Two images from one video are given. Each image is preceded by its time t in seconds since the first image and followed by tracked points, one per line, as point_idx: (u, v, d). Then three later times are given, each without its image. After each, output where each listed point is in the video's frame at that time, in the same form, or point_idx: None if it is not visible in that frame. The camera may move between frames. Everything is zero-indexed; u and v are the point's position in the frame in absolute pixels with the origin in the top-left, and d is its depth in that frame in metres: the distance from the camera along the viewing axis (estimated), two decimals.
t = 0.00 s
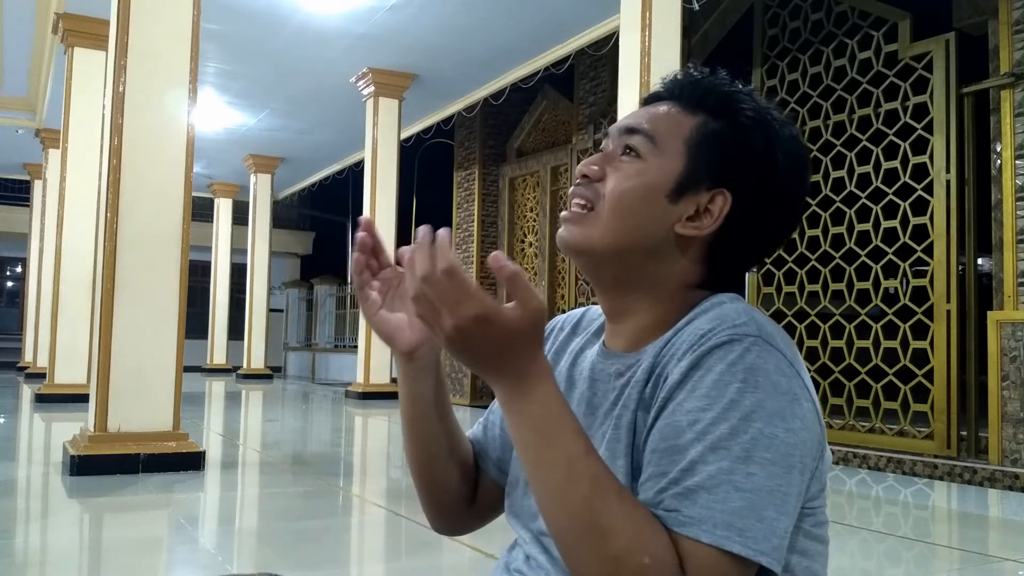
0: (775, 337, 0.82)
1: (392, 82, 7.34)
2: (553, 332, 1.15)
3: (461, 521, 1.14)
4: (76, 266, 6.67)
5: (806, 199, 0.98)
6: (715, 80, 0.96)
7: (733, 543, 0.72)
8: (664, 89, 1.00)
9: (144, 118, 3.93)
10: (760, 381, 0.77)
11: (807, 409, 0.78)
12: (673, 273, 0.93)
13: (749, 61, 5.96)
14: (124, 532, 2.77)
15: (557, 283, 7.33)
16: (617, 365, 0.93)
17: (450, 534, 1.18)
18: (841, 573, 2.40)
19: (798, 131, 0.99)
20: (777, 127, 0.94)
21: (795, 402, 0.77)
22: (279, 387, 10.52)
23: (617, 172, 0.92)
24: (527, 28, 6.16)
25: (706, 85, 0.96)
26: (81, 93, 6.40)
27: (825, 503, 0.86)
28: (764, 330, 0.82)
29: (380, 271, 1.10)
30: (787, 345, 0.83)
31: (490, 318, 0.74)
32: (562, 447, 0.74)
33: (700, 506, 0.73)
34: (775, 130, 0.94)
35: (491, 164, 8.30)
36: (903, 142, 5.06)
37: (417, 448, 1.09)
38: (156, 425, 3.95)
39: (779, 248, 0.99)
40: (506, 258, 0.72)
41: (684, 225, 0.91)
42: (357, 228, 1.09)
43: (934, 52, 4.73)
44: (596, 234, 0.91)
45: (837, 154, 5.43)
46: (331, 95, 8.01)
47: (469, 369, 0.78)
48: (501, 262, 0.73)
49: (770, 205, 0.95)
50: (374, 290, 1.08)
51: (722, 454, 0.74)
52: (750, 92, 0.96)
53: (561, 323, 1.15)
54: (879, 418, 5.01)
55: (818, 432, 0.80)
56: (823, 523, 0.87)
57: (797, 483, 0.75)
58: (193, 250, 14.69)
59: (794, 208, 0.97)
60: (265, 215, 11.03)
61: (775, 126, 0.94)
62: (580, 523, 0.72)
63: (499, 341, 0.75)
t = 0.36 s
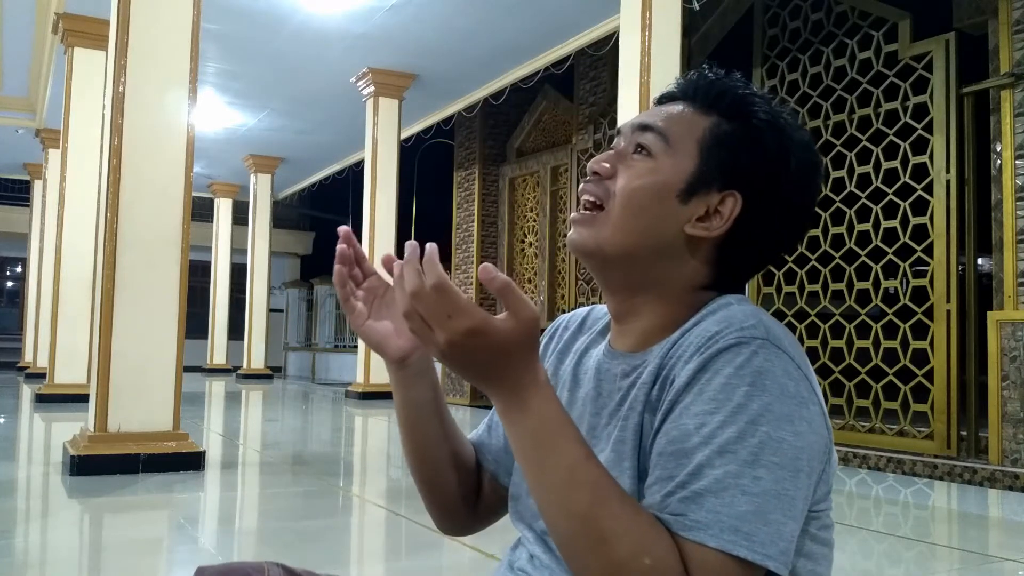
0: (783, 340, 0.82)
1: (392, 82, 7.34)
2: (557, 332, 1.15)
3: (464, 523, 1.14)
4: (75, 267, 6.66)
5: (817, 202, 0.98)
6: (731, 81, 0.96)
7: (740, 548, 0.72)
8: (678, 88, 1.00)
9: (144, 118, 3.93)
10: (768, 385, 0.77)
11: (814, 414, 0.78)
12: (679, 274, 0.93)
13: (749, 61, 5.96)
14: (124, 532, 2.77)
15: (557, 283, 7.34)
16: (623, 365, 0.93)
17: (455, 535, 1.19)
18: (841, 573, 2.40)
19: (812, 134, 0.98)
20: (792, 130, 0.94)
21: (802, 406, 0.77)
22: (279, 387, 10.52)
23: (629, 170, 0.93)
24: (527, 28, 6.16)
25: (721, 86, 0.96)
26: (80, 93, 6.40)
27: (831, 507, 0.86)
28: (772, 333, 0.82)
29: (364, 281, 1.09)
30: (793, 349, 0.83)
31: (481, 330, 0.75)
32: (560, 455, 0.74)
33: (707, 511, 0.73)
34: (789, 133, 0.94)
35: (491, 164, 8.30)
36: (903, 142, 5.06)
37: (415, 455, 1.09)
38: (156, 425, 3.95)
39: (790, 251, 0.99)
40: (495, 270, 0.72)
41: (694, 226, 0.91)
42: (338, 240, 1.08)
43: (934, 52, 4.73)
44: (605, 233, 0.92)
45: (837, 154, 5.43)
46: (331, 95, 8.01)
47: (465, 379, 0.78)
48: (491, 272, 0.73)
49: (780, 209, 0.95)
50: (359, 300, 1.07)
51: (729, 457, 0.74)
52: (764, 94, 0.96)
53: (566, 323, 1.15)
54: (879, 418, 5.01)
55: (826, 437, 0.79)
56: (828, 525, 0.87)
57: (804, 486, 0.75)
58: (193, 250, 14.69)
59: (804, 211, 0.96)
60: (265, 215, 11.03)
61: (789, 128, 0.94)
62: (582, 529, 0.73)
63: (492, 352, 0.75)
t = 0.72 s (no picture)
0: (781, 340, 0.82)
1: (392, 82, 7.34)
2: (556, 331, 1.15)
3: (461, 522, 1.15)
4: (76, 267, 6.66)
5: (813, 197, 0.98)
6: (725, 76, 0.96)
7: (739, 550, 0.72)
8: (672, 85, 1.00)
9: (144, 118, 3.93)
10: (766, 385, 0.77)
11: (813, 413, 0.78)
12: (676, 272, 0.93)
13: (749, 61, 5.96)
14: (125, 532, 2.77)
15: (557, 283, 7.34)
16: (620, 364, 0.93)
17: (453, 533, 1.19)
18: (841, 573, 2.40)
19: (807, 129, 0.98)
20: (787, 125, 0.94)
21: (801, 406, 0.77)
22: (279, 387, 10.52)
23: (623, 168, 0.93)
24: (527, 28, 6.16)
25: (715, 82, 0.96)
26: (80, 93, 6.40)
27: (829, 506, 0.86)
28: (771, 334, 0.81)
29: (359, 279, 1.08)
30: (792, 348, 0.83)
31: (483, 330, 0.74)
32: (560, 458, 0.74)
33: (706, 513, 0.73)
34: (784, 129, 0.94)
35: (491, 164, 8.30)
36: (903, 141, 5.06)
37: (413, 454, 1.09)
38: (156, 425, 3.95)
39: (787, 247, 0.99)
40: (496, 269, 0.72)
41: (689, 224, 0.91)
42: (333, 239, 1.08)
43: (934, 52, 4.74)
44: (600, 231, 0.92)
45: (837, 154, 5.43)
46: (331, 95, 8.01)
47: (465, 378, 0.78)
48: (492, 272, 0.73)
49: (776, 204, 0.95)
50: (352, 299, 1.07)
51: (728, 459, 0.74)
52: (759, 90, 0.96)
53: (564, 321, 1.15)
54: (879, 418, 5.01)
55: (825, 437, 0.79)
56: (828, 524, 0.87)
57: (803, 486, 0.75)
58: (193, 250, 14.70)
59: (800, 207, 0.97)
60: (265, 215, 11.03)
61: (784, 124, 0.94)
62: (581, 532, 0.73)
63: (492, 352, 0.75)
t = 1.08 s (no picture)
0: (762, 341, 0.82)
1: (393, 82, 7.35)
2: (537, 334, 1.15)
3: (454, 528, 1.14)
4: (76, 267, 6.66)
5: (790, 191, 0.97)
6: (696, 75, 0.96)
7: (727, 555, 0.72)
8: (645, 84, 1.00)
9: (144, 118, 3.93)
10: (746, 388, 0.77)
11: (795, 411, 0.78)
12: (655, 274, 0.94)
13: (749, 61, 5.96)
14: (125, 532, 2.77)
15: (557, 283, 7.34)
16: (602, 368, 0.93)
17: (445, 539, 1.19)
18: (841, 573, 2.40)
19: (782, 123, 0.98)
20: (760, 119, 0.94)
21: (784, 406, 0.77)
22: (279, 387, 10.52)
23: (597, 171, 0.93)
24: (528, 28, 6.15)
25: (687, 80, 0.96)
26: (80, 93, 6.40)
27: (818, 502, 0.86)
28: (752, 333, 0.81)
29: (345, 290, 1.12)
30: (774, 348, 0.83)
31: (459, 349, 0.74)
32: (543, 474, 0.74)
33: (692, 519, 0.73)
34: (758, 124, 0.93)
35: (491, 165, 8.30)
36: (903, 142, 5.06)
37: (401, 465, 1.09)
38: (156, 425, 3.95)
39: (766, 242, 0.99)
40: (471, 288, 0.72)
41: (666, 224, 0.91)
42: (316, 250, 1.13)
43: (934, 52, 4.73)
44: (578, 234, 0.92)
45: (837, 155, 5.43)
46: (331, 95, 8.01)
47: (444, 397, 0.78)
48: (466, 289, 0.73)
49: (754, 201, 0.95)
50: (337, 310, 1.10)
51: (711, 463, 0.74)
52: (730, 86, 0.96)
53: (547, 323, 1.14)
54: (878, 418, 5.01)
55: (809, 434, 0.79)
56: (816, 520, 0.87)
57: (789, 487, 0.75)
58: (193, 250, 14.70)
59: (778, 202, 0.96)
60: (265, 215, 11.03)
61: (757, 119, 0.94)
62: (567, 547, 0.73)
63: (470, 371, 0.74)
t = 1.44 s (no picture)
0: (756, 337, 0.82)
1: (393, 82, 7.35)
2: (534, 341, 1.15)
3: (449, 534, 1.14)
4: (76, 267, 6.67)
5: (768, 183, 0.98)
6: (663, 78, 0.96)
7: (726, 547, 0.72)
8: (612, 92, 1.00)
9: (144, 117, 3.93)
10: (742, 381, 0.77)
11: (792, 404, 0.78)
12: (646, 278, 0.93)
13: (749, 61, 5.96)
14: (125, 532, 2.77)
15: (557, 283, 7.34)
16: (599, 371, 0.93)
17: (441, 546, 1.18)
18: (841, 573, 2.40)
19: (755, 118, 0.99)
20: (730, 117, 0.94)
21: (779, 399, 0.77)
22: (279, 387, 10.52)
23: (577, 185, 0.92)
24: (528, 28, 6.15)
25: (654, 84, 0.96)
26: (80, 92, 6.40)
27: (817, 499, 0.86)
28: (745, 330, 0.82)
29: (326, 305, 1.11)
30: (768, 343, 0.83)
31: (446, 355, 0.73)
32: (537, 476, 0.74)
33: (691, 513, 0.73)
34: (728, 121, 0.94)
35: (491, 165, 8.30)
36: (903, 142, 5.06)
37: (395, 473, 1.09)
38: (156, 425, 3.95)
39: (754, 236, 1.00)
40: (454, 292, 0.72)
41: (651, 228, 0.91)
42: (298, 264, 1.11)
43: (934, 52, 4.73)
44: (564, 248, 0.92)
45: (837, 154, 5.43)
46: (331, 95, 8.01)
47: (432, 403, 0.77)
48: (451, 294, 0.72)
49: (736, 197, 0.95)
50: (321, 326, 1.09)
51: (709, 457, 0.74)
52: (698, 84, 0.96)
53: (542, 330, 1.14)
54: (879, 418, 5.01)
55: (806, 428, 0.79)
56: (816, 518, 0.87)
57: (787, 480, 0.75)
58: (193, 250, 14.70)
59: (760, 195, 0.97)
60: (265, 215, 11.03)
61: (729, 116, 0.94)
62: (564, 547, 0.73)
63: (457, 375, 0.74)
